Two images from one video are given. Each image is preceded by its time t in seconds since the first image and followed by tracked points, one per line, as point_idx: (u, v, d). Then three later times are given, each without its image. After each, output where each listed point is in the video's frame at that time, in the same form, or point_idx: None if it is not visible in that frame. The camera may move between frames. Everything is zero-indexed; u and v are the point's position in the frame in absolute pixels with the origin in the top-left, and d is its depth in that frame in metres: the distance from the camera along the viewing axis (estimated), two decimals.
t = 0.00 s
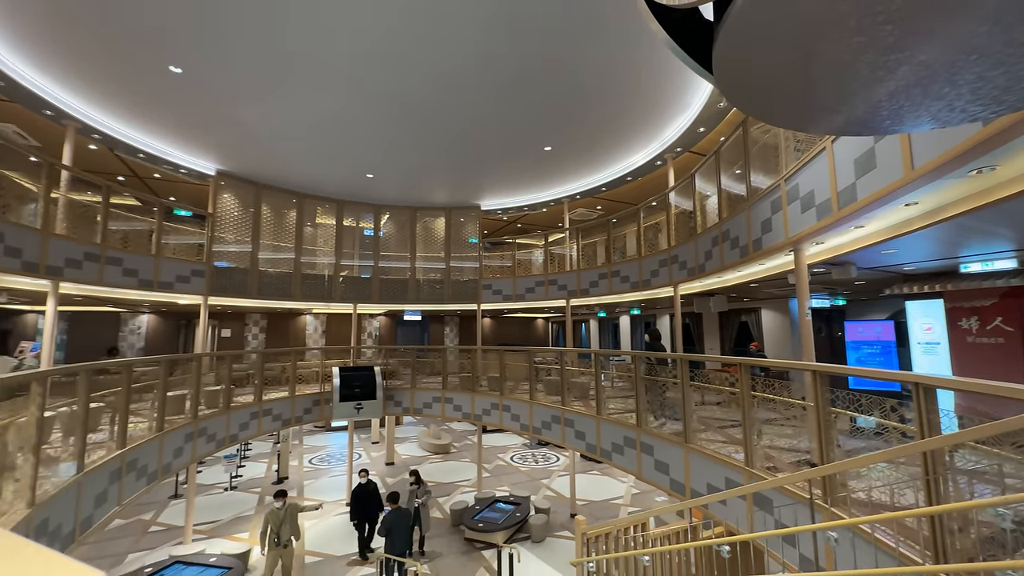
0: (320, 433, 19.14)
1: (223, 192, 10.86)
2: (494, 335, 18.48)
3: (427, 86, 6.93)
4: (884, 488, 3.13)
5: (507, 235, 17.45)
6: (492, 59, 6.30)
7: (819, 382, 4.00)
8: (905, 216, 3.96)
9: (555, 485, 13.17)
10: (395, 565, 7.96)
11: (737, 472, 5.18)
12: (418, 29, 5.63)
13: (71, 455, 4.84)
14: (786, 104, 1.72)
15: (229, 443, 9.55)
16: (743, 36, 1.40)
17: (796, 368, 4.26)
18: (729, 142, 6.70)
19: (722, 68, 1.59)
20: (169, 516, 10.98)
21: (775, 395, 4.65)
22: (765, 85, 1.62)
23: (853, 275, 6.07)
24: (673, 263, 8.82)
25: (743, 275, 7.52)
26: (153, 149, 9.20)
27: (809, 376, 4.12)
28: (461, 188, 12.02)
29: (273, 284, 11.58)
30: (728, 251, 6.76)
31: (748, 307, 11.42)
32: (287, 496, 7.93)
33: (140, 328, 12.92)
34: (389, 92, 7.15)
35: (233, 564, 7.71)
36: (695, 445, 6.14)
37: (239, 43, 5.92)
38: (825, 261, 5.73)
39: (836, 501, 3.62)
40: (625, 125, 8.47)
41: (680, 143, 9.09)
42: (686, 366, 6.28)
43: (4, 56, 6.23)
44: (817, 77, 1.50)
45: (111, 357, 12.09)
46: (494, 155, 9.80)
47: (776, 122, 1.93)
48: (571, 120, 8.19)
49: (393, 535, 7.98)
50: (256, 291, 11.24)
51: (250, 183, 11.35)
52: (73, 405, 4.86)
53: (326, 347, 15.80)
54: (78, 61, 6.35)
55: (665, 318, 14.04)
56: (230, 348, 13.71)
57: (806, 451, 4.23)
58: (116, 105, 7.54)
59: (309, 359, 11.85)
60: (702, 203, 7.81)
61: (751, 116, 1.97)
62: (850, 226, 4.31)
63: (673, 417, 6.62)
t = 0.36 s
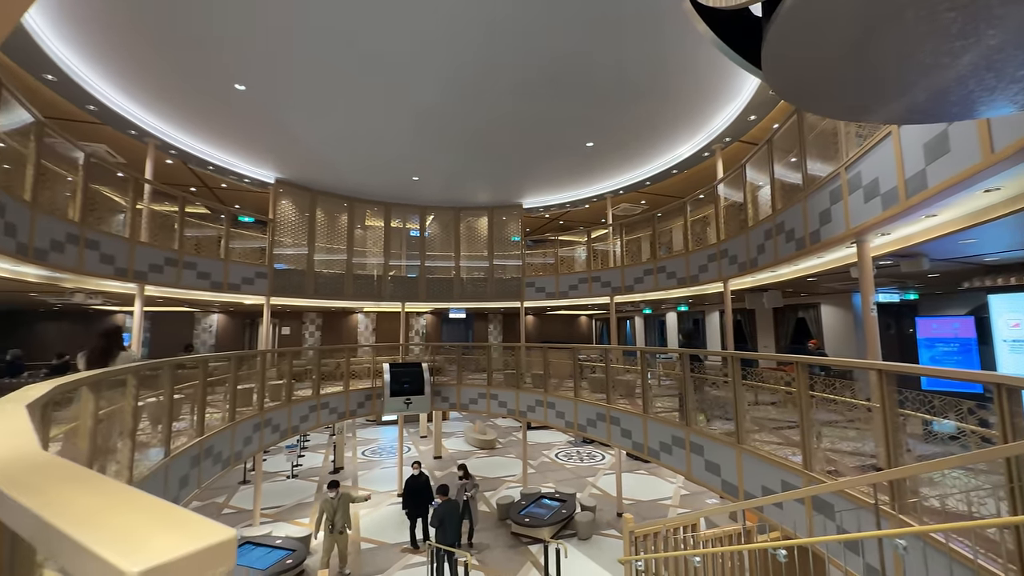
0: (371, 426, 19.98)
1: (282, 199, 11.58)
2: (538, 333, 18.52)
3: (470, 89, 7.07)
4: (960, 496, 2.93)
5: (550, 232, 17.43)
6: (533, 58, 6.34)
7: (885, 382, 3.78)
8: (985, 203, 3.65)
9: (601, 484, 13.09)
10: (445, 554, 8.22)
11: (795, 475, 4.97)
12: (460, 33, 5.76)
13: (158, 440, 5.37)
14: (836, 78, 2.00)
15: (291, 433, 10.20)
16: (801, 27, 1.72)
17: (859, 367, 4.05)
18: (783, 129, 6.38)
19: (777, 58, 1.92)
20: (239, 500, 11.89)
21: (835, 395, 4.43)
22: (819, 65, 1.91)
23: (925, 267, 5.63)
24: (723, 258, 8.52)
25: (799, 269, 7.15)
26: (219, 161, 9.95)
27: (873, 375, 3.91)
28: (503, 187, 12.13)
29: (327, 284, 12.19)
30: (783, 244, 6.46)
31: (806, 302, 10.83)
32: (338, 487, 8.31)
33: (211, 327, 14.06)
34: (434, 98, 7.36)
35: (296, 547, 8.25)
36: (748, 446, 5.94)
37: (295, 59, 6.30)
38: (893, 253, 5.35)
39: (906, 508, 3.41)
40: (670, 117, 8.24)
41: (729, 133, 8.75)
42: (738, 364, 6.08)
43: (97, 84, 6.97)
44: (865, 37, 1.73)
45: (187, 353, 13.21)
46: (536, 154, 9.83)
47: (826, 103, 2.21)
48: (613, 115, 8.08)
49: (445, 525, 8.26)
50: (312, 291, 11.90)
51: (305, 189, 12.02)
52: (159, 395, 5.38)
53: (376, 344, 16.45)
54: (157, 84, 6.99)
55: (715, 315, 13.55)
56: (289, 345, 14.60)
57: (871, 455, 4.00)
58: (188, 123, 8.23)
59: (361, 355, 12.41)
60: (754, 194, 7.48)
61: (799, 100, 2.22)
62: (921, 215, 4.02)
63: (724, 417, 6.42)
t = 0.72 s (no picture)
0: (422, 421, 20.65)
1: (337, 203, 12.20)
2: (584, 330, 18.39)
3: (513, 89, 7.10)
4: None
5: (595, 228, 17.21)
6: (575, 54, 6.26)
7: (967, 384, 3.49)
8: None
9: (650, 484, 12.83)
10: (495, 547, 8.39)
11: (863, 482, 4.67)
12: (502, 34, 5.80)
13: (232, 430, 5.85)
14: (903, 57, 1.91)
15: (347, 425, 10.76)
16: (858, 13, 1.71)
17: (937, 368, 3.75)
18: (847, 112, 5.96)
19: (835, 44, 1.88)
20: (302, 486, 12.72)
21: (910, 398, 4.13)
22: (881, 49, 1.86)
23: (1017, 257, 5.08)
24: (780, 251, 8.08)
25: (867, 262, 6.66)
26: (280, 169, 10.61)
27: (954, 377, 3.62)
28: (547, 184, 12.11)
29: (379, 283, 12.70)
30: (848, 235, 6.05)
31: (876, 297, 10.05)
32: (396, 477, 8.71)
33: (275, 324, 15.09)
34: (478, 100, 7.47)
35: (354, 533, 8.72)
36: (810, 449, 5.63)
37: (348, 71, 6.62)
38: (978, 242, 4.86)
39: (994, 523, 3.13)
40: (721, 106, 7.90)
41: (786, 118, 8.28)
42: (797, 363, 5.78)
43: (175, 105, 7.64)
44: (934, 12, 1.64)
45: (254, 349, 14.26)
46: (580, 150, 9.73)
47: (893, 86, 2.11)
48: (659, 108, 7.86)
49: (496, 518, 8.39)
50: (366, 290, 12.45)
51: (358, 193, 12.59)
52: (233, 388, 5.86)
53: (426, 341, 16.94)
54: (226, 102, 7.57)
55: (772, 311, 12.87)
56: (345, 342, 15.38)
57: (951, 463, 3.70)
58: (253, 135, 8.85)
59: (411, 352, 12.87)
60: (814, 182, 7.03)
61: (861, 81, 2.12)
62: (1011, 200, 3.65)
63: (782, 418, 6.12)
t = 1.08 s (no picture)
0: (475, 418, 21.05)
1: (393, 207, 12.73)
2: (638, 329, 17.94)
3: (562, 86, 7.08)
4: None
5: (648, 224, 16.72)
6: (626, 44, 6.10)
7: None
8: None
9: (710, 490, 12.28)
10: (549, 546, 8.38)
11: (956, 497, 4.22)
12: (551, 30, 5.78)
13: (301, 422, 6.28)
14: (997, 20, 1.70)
15: (405, 420, 11.20)
16: None
17: None
18: (934, 87, 5.39)
19: (909, 12, 1.50)
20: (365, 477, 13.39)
21: (1014, 406, 3.69)
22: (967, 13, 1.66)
23: None
24: (856, 242, 7.45)
25: (959, 253, 6.00)
26: (340, 177, 11.24)
27: None
28: (597, 181, 11.93)
29: (433, 283, 13.10)
30: (935, 224, 5.48)
31: (972, 292, 9.01)
32: (461, 471, 8.91)
33: (339, 323, 16.00)
34: (527, 99, 7.50)
35: (412, 524, 9.06)
36: (891, 459, 5.16)
37: (402, 79, 6.89)
38: None
39: None
40: (785, 90, 7.41)
41: (861, 98, 7.63)
42: (876, 365, 5.32)
43: (250, 122, 8.32)
44: None
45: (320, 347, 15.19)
46: (633, 144, 9.46)
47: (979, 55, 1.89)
48: (716, 96, 7.51)
49: (552, 514, 8.40)
50: (421, 290, 12.89)
51: (412, 197, 13.06)
52: (302, 382, 6.30)
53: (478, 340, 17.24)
54: (293, 117, 8.14)
55: (847, 308, 11.89)
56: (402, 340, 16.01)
57: None
58: (317, 146, 9.44)
59: (465, 350, 13.18)
60: (895, 166, 6.41)
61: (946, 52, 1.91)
62: None
63: (859, 425, 5.66)
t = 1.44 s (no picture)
0: (537, 419, 21.09)
1: (454, 212, 13.14)
2: (706, 329, 17.09)
3: (621, 79, 6.93)
4: None
5: (717, 218, 15.85)
6: (688, 31, 5.84)
7: None
8: None
9: (791, 504, 11.37)
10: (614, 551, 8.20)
11: None
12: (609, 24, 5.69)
13: (373, 416, 6.66)
14: None
15: (469, 418, 11.48)
16: None
17: None
18: None
19: None
20: (431, 471, 13.92)
21: None
22: None
23: None
24: (965, 231, 6.58)
25: None
26: (406, 184, 11.79)
27: None
28: (659, 176, 11.51)
29: (493, 284, 13.33)
30: None
31: None
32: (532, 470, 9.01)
33: (406, 324, 16.77)
34: (585, 96, 7.42)
35: (477, 519, 9.28)
36: (1013, 480, 4.48)
37: (461, 86, 7.10)
38: None
39: None
40: (873, 65, 6.72)
41: (969, 68, 6.75)
42: (994, 371, 4.67)
43: (325, 137, 8.98)
44: None
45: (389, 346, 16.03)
46: (699, 135, 9.01)
47: None
48: (791, 78, 6.98)
49: (614, 520, 8.25)
50: (482, 291, 13.17)
51: (473, 201, 13.39)
52: (373, 379, 6.68)
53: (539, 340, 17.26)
54: (363, 130, 8.67)
55: (956, 306, 10.59)
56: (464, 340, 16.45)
57: None
58: (384, 156, 9.98)
59: (526, 350, 13.28)
60: (1015, 142, 5.58)
61: None
62: None
63: (972, 439, 4.97)
